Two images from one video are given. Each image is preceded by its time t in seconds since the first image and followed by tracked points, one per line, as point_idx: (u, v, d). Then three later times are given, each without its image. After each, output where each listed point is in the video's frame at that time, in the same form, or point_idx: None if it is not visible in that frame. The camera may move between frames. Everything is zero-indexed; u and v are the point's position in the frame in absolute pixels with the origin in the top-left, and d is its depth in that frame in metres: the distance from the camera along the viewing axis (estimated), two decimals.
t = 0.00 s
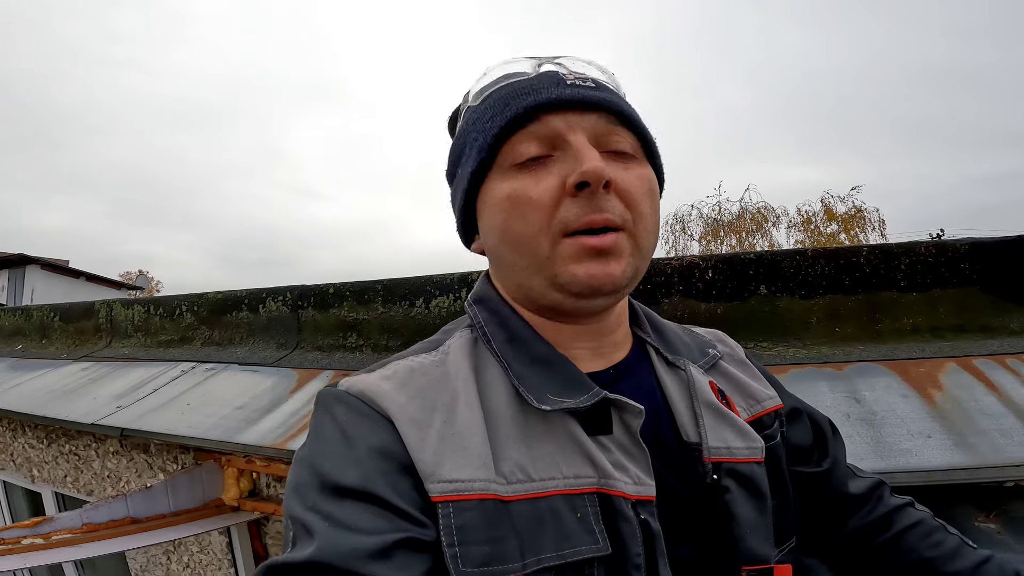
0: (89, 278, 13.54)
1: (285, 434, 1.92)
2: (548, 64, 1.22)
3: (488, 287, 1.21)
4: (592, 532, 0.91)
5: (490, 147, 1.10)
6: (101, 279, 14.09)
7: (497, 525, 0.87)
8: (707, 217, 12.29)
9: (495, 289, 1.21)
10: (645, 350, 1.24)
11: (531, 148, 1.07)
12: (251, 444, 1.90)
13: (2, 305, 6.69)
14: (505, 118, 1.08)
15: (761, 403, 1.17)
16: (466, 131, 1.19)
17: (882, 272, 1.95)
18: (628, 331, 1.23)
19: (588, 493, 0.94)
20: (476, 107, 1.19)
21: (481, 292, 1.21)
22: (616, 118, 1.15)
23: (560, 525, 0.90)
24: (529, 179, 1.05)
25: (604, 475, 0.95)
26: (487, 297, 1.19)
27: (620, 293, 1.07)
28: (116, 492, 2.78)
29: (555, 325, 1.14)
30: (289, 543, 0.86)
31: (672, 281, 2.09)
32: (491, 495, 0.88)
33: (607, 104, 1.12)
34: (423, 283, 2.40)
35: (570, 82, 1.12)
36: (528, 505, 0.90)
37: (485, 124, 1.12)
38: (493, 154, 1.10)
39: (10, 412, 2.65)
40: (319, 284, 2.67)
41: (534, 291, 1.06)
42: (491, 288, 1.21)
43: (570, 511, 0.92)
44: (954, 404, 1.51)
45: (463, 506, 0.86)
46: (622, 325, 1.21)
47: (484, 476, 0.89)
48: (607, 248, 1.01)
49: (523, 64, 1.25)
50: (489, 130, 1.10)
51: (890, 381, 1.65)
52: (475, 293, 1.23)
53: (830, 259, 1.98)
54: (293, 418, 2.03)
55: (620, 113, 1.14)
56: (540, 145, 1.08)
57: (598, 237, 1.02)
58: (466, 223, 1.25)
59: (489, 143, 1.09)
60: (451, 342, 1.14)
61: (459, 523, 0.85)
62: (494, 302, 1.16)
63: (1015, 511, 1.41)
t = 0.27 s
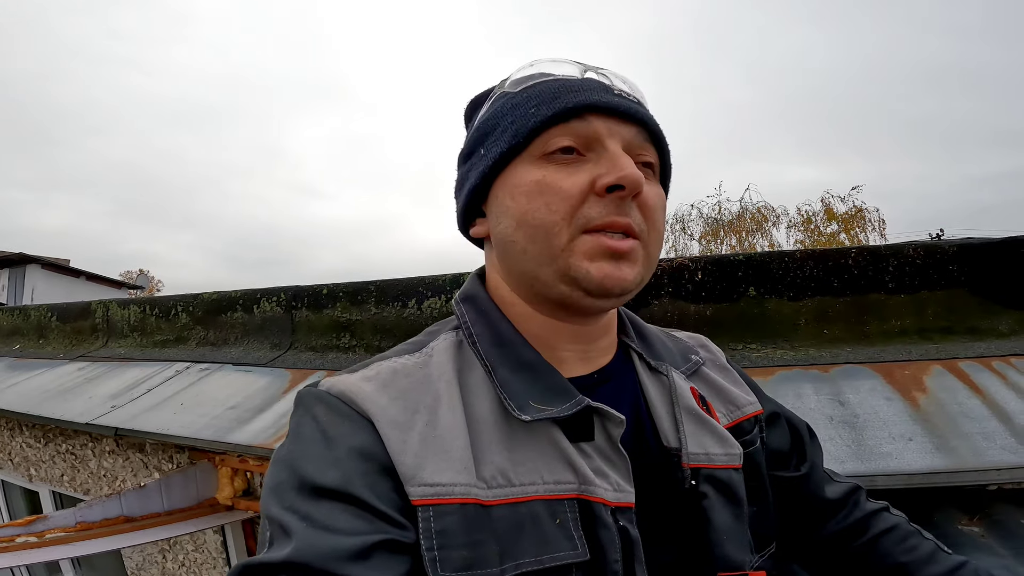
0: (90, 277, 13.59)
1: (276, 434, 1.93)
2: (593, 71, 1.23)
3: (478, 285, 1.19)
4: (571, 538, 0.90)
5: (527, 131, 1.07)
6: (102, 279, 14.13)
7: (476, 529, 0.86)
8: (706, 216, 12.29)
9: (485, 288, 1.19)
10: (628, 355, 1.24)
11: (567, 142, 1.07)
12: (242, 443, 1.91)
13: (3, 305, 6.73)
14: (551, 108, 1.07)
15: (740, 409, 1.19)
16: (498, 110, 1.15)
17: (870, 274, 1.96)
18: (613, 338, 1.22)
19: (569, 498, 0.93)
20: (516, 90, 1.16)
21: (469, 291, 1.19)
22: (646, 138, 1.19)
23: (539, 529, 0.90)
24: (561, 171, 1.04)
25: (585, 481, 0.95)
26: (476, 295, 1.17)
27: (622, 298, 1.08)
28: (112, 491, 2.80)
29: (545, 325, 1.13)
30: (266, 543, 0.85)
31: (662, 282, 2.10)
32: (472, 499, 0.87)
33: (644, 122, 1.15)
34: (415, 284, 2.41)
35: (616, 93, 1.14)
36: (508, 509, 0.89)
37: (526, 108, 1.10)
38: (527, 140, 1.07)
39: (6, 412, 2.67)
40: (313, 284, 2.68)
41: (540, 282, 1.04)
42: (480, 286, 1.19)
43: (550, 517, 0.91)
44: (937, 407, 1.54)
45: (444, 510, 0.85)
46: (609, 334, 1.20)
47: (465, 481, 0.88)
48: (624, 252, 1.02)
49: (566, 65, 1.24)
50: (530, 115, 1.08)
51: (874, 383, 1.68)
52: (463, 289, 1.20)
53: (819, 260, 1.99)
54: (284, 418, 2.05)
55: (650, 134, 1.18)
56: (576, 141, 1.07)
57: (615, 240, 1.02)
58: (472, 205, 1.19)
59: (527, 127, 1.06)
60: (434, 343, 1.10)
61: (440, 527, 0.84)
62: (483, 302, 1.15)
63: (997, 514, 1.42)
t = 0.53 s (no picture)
0: (89, 276, 13.61)
1: (273, 435, 1.94)
2: (595, 77, 1.23)
3: (474, 290, 1.20)
4: (564, 542, 0.91)
5: (529, 137, 1.07)
6: (101, 278, 14.15)
7: (471, 533, 0.87)
8: (706, 216, 12.29)
9: (482, 292, 1.19)
10: (623, 361, 1.25)
11: (568, 149, 1.07)
12: (239, 444, 1.92)
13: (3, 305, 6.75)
14: (552, 114, 1.07)
15: (732, 415, 1.20)
16: (500, 115, 1.16)
17: (865, 277, 1.97)
18: (609, 345, 1.23)
19: (562, 503, 0.94)
20: (518, 96, 1.16)
21: (466, 294, 1.19)
22: (646, 146, 1.19)
23: (532, 534, 0.90)
24: (561, 177, 1.05)
25: (579, 486, 0.96)
26: (473, 300, 1.17)
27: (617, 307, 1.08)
28: (111, 490, 2.80)
29: (542, 330, 1.13)
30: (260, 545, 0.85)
31: (658, 285, 2.11)
32: (467, 503, 0.88)
33: (644, 130, 1.16)
34: (412, 286, 2.42)
35: (618, 101, 1.15)
36: (502, 513, 0.90)
37: (528, 114, 1.10)
38: (528, 146, 1.08)
39: (5, 412, 2.68)
40: (311, 285, 2.69)
41: (536, 289, 1.04)
42: (477, 290, 1.20)
43: (543, 521, 0.92)
44: (929, 410, 1.55)
45: (440, 514, 0.86)
46: (605, 339, 1.21)
47: (461, 485, 0.89)
48: (621, 261, 1.02)
49: (569, 70, 1.25)
50: (532, 121, 1.08)
51: (868, 386, 1.69)
52: (461, 293, 1.20)
53: (814, 263, 2.00)
54: (280, 418, 2.06)
55: (650, 142, 1.19)
56: (577, 148, 1.08)
57: (612, 249, 1.03)
58: (471, 208, 1.19)
59: (529, 133, 1.07)
60: (430, 348, 1.10)
61: (436, 530, 0.85)
62: (480, 307, 1.15)
63: (989, 517, 1.43)
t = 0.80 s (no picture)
0: (89, 275, 13.62)
1: (272, 435, 1.94)
2: (590, 80, 1.23)
3: (474, 293, 1.20)
4: (563, 545, 0.91)
5: (524, 142, 1.08)
6: (101, 276, 14.15)
7: (472, 536, 0.87)
8: (706, 216, 12.29)
9: (482, 296, 1.19)
10: (622, 365, 1.25)
11: (563, 154, 1.07)
12: (239, 444, 1.92)
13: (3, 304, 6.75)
14: (547, 119, 1.07)
15: (729, 419, 1.20)
16: (495, 121, 1.16)
17: (864, 279, 1.97)
18: (608, 349, 1.23)
19: (561, 507, 0.94)
20: (513, 101, 1.17)
21: (466, 298, 1.19)
22: (641, 148, 1.20)
23: (532, 537, 0.90)
24: (557, 182, 1.05)
25: (578, 490, 0.96)
26: (473, 304, 1.17)
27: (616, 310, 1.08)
28: (110, 490, 2.81)
29: (541, 334, 1.13)
30: (262, 548, 0.85)
31: (656, 286, 2.11)
32: (469, 507, 0.88)
33: (639, 133, 1.16)
34: (411, 287, 2.42)
35: (612, 104, 1.15)
36: (502, 517, 0.90)
37: (523, 120, 1.10)
38: (524, 151, 1.08)
39: (5, 411, 2.68)
40: (310, 286, 2.70)
41: (535, 294, 1.04)
42: (476, 294, 1.20)
43: (543, 524, 0.92)
44: (926, 413, 1.55)
45: (442, 518, 0.86)
46: (604, 342, 1.21)
47: (463, 489, 0.89)
48: (618, 264, 1.02)
49: (563, 75, 1.25)
50: (527, 126, 1.08)
51: (865, 389, 1.69)
52: (461, 297, 1.20)
53: (813, 265, 2.00)
54: (280, 419, 2.06)
55: (646, 144, 1.19)
56: (572, 153, 1.08)
57: (609, 253, 1.03)
58: (467, 214, 1.19)
59: (524, 138, 1.07)
60: (430, 351, 1.10)
61: (438, 534, 0.85)
62: (480, 311, 1.15)
63: (986, 519, 1.43)
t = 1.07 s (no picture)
0: (89, 274, 13.62)
1: (272, 436, 1.94)
2: (582, 83, 1.23)
3: (474, 298, 1.20)
4: (563, 548, 0.91)
5: (519, 146, 1.08)
6: (101, 275, 14.15)
7: (475, 540, 0.87)
8: (706, 216, 12.29)
9: (482, 300, 1.19)
10: (621, 369, 1.25)
11: (558, 157, 1.07)
12: (238, 445, 1.92)
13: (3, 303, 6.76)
14: (541, 123, 1.08)
15: (727, 423, 1.20)
16: (488, 127, 1.16)
17: (863, 281, 1.97)
18: (607, 353, 1.23)
19: (561, 510, 0.94)
20: (506, 106, 1.17)
21: (466, 303, 1.19)
22: (636, 149, 1.20)
23: (532, 540, 0.90)
24: (553, 185, 1.05)
25: (577, 493, 0.96)
26: (473, 308, 1.17)
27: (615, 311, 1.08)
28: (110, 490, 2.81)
29: (540, 339, 1.14)
30: (265, 552, 0.85)
31: (656, 288, 2.11)
32: (471, 511, 0.88)
33: (633, 133, 1.16)
34: (411, 287, 2.42)
35: (605, 105, 1.15)
36: (503, 520, 0.90)
37: (517, 124, 1.10)
38: (519, 155, 1.08)
39: (5, 411, 2.68)
40: (310, 286, 2.69)
41: (534, 297, 1.04)
42: (476, 298, 1.20)
43: (543, 528, 0.92)
44: (925, 416, 1.55)
45: (446, 522, 0.86)
46: (603, 346, 1.21)
47: (465, 493, 0.89)
48: (616, 265, 1.02)
49: (555, 78, 1.25)
50: (521, 131, 1.08)
51: (864, 391, 1.69)
52: (461, 302, 1.21)
53: (812, 267, 2.00)
54: (279, 420, 2.06)
55: (640, 145, 1.19)
56: (566, 156, 1.08)
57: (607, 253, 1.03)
58: (464, 220, 1.19)
59: (518, 143, 1.07)
60: (430, 355, 1.10)
61: (441, 538, 0.85)
62: (481, 315, 1.15)
63: (983, 521, 1.44)
